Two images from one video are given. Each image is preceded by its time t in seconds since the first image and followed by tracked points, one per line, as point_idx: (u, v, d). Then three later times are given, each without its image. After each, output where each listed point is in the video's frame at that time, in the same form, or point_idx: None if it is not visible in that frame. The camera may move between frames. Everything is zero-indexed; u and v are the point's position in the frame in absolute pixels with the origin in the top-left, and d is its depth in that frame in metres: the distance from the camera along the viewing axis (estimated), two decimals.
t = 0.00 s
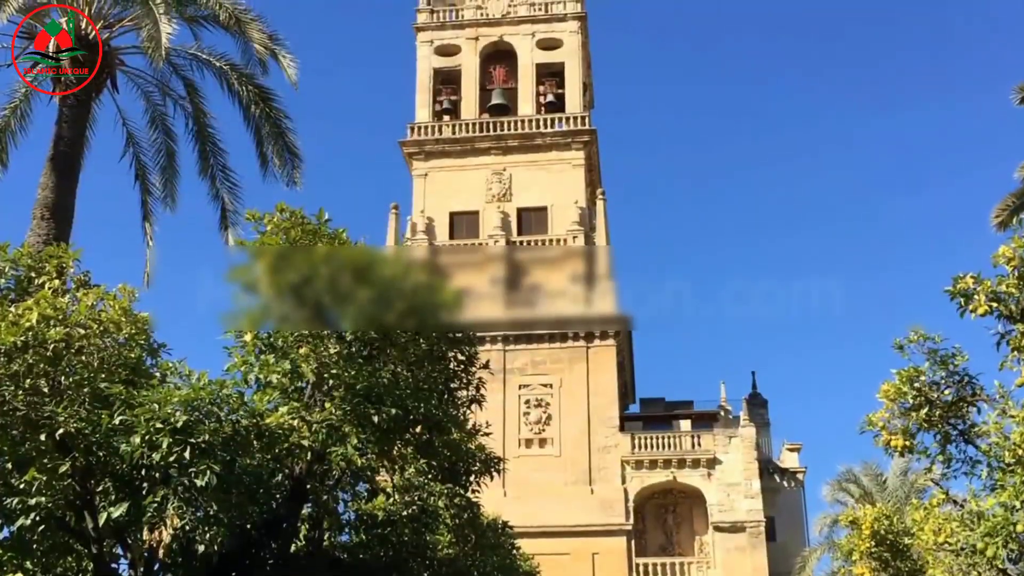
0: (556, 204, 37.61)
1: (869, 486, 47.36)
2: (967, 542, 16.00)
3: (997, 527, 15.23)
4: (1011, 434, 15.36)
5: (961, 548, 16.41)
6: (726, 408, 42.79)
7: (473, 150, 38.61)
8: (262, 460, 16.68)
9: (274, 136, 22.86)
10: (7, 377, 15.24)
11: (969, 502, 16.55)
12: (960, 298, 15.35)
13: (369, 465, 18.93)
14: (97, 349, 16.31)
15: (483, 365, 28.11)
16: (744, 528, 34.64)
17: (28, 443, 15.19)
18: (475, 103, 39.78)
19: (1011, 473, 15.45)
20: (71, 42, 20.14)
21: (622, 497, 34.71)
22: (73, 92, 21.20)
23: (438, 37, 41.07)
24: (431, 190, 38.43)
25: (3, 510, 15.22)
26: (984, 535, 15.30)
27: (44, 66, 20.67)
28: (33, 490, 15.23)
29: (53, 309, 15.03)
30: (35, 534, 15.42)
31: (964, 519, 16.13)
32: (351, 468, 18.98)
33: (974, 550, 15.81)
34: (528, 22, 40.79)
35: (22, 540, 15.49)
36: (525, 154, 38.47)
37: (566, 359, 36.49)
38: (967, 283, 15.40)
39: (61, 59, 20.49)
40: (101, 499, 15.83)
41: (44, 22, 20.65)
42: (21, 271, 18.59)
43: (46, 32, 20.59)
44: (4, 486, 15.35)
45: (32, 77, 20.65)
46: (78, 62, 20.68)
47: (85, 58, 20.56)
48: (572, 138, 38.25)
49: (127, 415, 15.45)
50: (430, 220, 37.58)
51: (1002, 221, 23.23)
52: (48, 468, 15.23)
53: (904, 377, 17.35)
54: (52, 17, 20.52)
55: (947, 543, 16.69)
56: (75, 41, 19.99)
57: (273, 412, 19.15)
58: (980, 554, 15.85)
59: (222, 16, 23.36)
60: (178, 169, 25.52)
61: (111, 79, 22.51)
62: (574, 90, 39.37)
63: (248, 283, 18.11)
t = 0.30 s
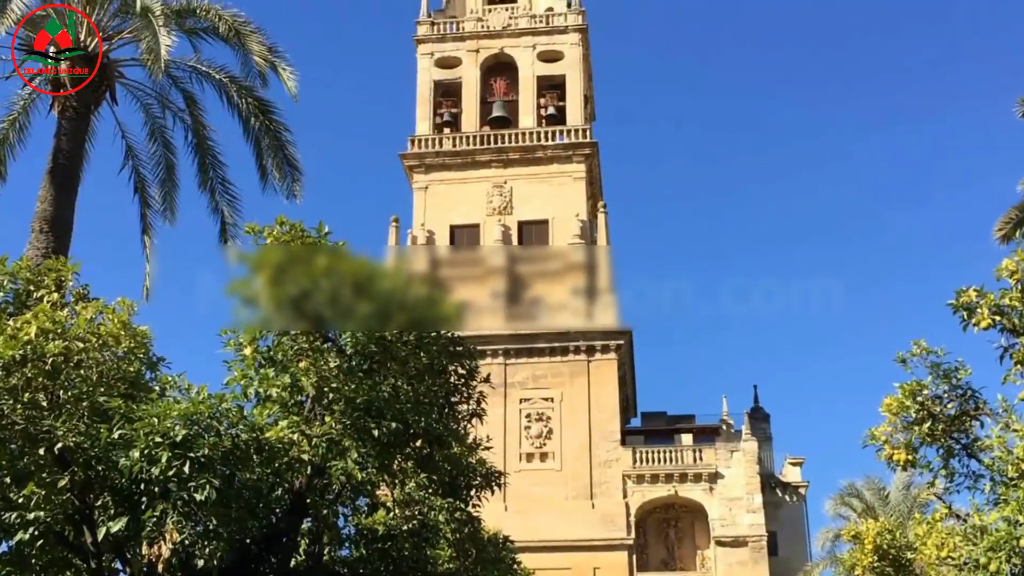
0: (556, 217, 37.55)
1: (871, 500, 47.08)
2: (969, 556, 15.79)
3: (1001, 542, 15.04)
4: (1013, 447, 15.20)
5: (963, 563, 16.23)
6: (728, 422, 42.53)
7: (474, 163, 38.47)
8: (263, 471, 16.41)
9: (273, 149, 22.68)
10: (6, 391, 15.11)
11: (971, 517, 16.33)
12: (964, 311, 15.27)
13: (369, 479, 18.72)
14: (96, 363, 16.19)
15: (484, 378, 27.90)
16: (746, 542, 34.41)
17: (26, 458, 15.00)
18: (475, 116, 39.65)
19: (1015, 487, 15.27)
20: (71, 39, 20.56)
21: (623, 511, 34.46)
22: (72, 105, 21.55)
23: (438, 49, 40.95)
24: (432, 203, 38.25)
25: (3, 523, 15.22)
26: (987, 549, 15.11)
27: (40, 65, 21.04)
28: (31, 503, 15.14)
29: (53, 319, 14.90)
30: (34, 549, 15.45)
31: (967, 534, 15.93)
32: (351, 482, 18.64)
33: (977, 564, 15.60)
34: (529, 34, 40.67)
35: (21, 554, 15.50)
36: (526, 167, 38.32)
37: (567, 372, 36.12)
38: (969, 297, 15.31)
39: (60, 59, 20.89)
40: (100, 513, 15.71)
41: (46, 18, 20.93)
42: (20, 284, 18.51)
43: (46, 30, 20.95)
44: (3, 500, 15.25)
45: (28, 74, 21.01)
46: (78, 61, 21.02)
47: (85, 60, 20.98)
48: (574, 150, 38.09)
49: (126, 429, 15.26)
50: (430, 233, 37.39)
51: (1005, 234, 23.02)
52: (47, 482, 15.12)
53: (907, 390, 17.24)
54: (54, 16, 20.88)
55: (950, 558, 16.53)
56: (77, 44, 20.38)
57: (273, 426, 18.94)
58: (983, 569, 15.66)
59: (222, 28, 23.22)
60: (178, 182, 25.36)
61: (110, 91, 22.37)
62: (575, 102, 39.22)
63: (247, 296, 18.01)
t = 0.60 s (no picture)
0: (557, 229, 37.38)
1: (874, 514, 46.79)
2: (972, 570, 15.58)
3: (1004, 555, 14.83)
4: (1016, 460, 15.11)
5: None
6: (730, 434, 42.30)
7: (475, 174, 38.37)
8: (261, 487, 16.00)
9: (273, 161, 22.54)
10: (5, 403, 15.11)
11: (972, 530, 16.08)
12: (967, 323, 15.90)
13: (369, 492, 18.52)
14: (94, 376, 16.11)
15: (484, 391, 27.71)
16: (747, 556, 34.20)
17: (25, 470, 14.99)
18: (476, 128, 39.54)
19: (1018, 500, 15.15)
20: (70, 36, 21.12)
21: (625, 524, 34.22)
22: (70, 115, 21.59)
23: (439, 60, 40.84)
24: (432, 215, 38.09)
25: (2, 537, 15.27)
26: (991, 562, 14.91)
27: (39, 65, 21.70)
28: (31, 517, 14.99)
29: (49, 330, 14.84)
30: (32, 561, 15.35)
31: (970, 547, 15.73)
32: (351, 495, 18.42)
33: None
34: (530, 45, 40.59)
35: (19, 566, 15.50)
36: (527, 179, 38.21)
37: (568, 385, 35.96)
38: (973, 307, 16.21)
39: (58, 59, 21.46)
40: (99, 527, 15.75)
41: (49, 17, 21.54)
42: (19, 296, 18.64)
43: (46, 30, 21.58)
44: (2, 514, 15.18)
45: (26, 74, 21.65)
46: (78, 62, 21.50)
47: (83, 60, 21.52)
48: (575, 162, 38.00)
49: (125, 441, 15.35)
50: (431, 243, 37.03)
51: (1009, 246, 22.84)
52: (46, 495, 15.13)
53: (909, 405, 17.59)
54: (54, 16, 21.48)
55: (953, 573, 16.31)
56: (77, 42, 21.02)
57: (273, 438, 18.72)
58: None
59: (221, 39, 23.11)
60: (177, 194, 25.19)
61: (110, 103, 22.29)
62: (576, 114, 39.13)
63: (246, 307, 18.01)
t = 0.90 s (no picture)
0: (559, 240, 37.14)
1: (876, 527, 46.47)
2: None
3: (1008, 568, 14.66)
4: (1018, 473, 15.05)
5: None
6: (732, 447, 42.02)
7: (476, 186, 38.27)
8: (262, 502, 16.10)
9: (273, 172, 22.39)
10: (4, 415, 15.46)
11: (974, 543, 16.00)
12: (970, 336, 16.58)
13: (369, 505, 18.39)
14: (94, 389, 16.46)
15: (484, 403, 27.50)
16: (749, 569, 33.93)
17: (23, 482, 15.42)
18: (477, 139, 39.43)
19: (1021, 512, 15.05)
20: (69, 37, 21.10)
21: (626, 537, 33.99)
22: (69, 126, 21.46)
23: (439, 71, 40.73)
24: (433, 227, 37.89)
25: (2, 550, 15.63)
26: None
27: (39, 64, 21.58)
28: (30, 529, 15.38)
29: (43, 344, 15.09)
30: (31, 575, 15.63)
31: (973, 561, 15.57)
32: (351, 508, 18.25)
33: None
34: (530, 56, 40.48)
35: None
36: (528, 191, 38.09)
37: (569, 398, 35.77)
38: (976, 321, 16.67)
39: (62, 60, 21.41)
40: (98, 539, 16.06)
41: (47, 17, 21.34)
42: (18, 308, 18.67)
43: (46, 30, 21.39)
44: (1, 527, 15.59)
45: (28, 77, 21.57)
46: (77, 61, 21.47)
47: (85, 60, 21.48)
48: (576, 173, 37.95)
49: (124, 455, 15.64)
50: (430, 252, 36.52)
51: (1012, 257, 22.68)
52: (45, 507, 15.55)
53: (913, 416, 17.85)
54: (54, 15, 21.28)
55: None
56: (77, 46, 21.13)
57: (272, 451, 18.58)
58: None
59: (220, 50, 22.96)
60: (177, 206, 25.01)
61: (110, 114, 22.19)
62: (578, 125, 39.05)
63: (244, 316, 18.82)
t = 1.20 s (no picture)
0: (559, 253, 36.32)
1: (879, 541, 46.19)
2: None
3: None
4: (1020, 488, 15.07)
5: None
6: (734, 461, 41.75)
7: (477, 200, 38.18)
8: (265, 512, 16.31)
9: (273, 185, 22.23)
10: (2, 429, 15.34)
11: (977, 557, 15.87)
12: (973, 349, 16.59)
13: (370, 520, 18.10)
14: (93, 403, 16.34)
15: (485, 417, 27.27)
16: None
17: (22, 497, 15.35)
18: (478, 152, 39.31)
19: None
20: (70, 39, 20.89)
21: (628, 551, 33.75)
22: (68, 139, 21.32)
23: (440, 84, 40.60)
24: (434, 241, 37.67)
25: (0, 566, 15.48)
26: None
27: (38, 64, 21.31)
28: (29, 544, 15.30)
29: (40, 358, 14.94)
30: None
31: None
32: (352, 522, 18.27)
33: None
34: (532, 69, 40.38)
35: None
36: (529, 204, 37.94)
37: (571, 412, 35.57)
38: (978, 335, 16.66)
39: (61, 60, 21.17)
40: (96, 554, 15.90)
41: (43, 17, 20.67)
42: (16, 322, 18.65)
43: (46, 29, 20.84)
44: None
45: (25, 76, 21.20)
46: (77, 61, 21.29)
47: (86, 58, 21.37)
48: (577, 187, 37.92)
49: (123, 469, 15.50)
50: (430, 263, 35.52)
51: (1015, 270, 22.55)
52: (43, 522, 15.40)
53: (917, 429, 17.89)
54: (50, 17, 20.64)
55: None
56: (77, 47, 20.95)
57: (272, 466, 18.43)
58: None
59: (220, 62, 22.81)
60: (177, 220, 24.83)
61: (109, 127, 22.03)
62: (579, 137, 38.99)
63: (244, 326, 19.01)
